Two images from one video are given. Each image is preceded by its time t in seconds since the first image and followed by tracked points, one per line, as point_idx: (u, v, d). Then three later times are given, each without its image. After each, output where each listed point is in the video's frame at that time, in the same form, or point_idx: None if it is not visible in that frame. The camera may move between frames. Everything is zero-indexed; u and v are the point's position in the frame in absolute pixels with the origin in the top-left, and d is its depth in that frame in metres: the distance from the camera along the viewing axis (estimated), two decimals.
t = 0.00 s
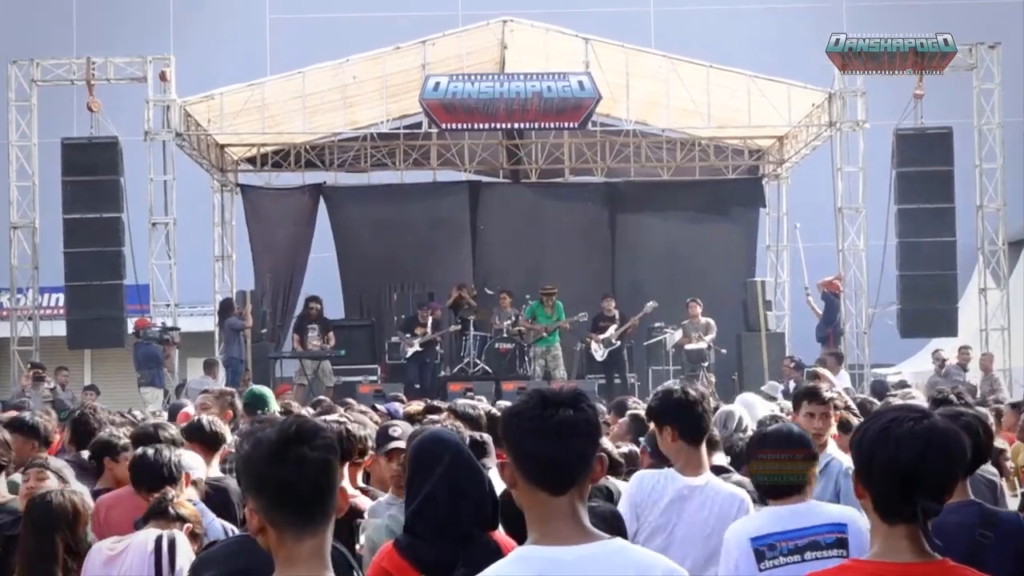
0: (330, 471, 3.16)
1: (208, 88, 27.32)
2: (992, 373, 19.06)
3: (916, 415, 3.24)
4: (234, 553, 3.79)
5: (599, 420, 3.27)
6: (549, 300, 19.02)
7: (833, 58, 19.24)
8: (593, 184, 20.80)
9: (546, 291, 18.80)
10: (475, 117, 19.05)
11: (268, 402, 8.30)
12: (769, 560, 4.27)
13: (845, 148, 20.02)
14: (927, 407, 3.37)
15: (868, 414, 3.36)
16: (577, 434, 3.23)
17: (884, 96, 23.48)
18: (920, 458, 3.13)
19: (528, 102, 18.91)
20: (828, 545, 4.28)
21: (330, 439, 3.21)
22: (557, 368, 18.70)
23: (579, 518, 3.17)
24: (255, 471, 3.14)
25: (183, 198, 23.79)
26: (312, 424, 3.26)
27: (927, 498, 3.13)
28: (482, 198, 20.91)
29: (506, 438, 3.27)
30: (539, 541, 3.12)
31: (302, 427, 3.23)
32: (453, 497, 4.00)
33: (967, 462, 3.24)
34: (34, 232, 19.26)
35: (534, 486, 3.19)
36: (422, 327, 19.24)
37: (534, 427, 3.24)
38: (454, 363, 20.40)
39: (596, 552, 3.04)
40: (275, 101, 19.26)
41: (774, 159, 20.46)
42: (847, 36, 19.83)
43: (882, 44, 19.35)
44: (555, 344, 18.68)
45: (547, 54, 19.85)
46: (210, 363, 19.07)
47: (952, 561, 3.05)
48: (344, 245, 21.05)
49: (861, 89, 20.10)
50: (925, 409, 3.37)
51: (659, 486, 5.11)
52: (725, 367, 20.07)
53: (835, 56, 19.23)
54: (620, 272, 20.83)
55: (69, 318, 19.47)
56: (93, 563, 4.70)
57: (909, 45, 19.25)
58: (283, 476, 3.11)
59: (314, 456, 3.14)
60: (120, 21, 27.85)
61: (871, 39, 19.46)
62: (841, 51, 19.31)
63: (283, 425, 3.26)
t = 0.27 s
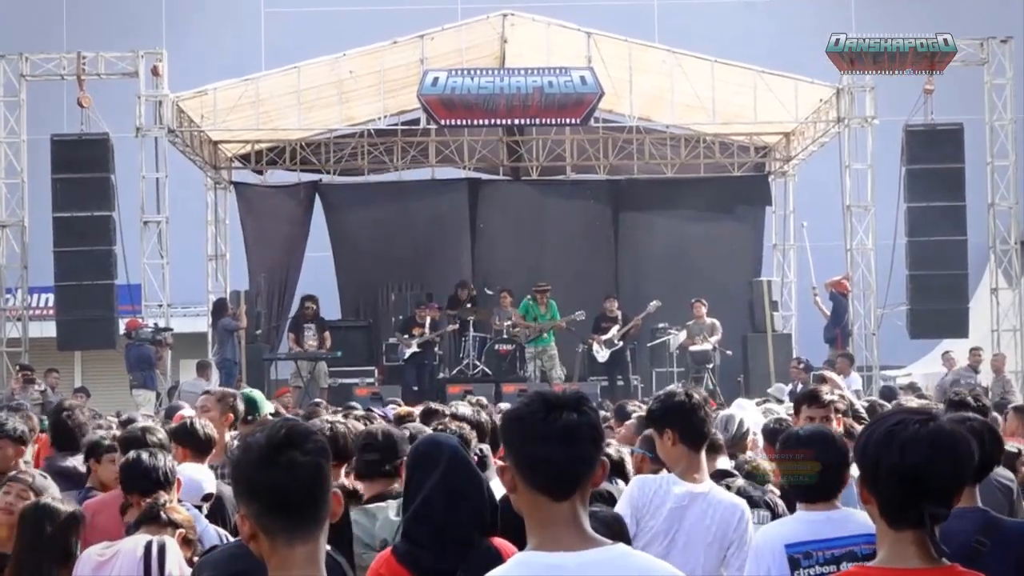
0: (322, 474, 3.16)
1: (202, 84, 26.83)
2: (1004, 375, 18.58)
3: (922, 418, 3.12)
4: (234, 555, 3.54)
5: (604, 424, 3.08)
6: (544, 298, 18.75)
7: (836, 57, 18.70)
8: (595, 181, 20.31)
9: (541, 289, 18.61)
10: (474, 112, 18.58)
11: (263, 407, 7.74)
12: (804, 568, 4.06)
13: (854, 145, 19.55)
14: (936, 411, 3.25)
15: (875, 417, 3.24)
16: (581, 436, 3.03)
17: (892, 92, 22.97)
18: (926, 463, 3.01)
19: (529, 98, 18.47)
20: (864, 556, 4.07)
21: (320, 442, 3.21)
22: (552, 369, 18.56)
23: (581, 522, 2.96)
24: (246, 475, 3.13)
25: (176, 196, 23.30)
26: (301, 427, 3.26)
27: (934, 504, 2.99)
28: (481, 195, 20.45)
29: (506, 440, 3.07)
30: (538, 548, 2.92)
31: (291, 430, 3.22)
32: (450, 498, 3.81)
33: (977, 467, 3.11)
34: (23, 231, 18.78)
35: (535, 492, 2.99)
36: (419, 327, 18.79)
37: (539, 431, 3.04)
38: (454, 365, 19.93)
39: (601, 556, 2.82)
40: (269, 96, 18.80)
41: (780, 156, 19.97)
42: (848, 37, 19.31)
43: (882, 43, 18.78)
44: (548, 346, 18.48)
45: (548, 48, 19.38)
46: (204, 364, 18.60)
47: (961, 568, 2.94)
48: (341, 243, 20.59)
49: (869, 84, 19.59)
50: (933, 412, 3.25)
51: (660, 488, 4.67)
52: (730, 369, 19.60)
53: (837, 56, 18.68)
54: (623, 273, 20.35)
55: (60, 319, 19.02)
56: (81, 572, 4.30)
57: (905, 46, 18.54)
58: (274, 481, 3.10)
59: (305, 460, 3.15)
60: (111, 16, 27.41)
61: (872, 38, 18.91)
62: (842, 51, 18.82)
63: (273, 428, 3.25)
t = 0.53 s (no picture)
0: (317, 477, 2.96)
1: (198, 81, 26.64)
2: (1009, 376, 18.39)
3: (925, 419, 3.02)
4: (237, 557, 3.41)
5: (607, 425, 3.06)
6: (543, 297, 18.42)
7: (834, 59, 18.49)
8: (596, 180, 20.10)
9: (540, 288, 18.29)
10: (474, 111, 18.40)
11: (263, 411, 7.25)
12: (810, 565, 3.92)
13: (857, 144, 19.37)
14: (940, 411, 3.16)
15: (877, 417, 3.15)
16: (585, 437, 3.02)
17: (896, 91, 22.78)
18: (928, 464, 2.91)
19: (529, 96, 18.29)
20: (870, 556, 3.95)
21: (315, 443, 3.01)
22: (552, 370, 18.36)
23: (582, 523, 2.95)
24: (237, 477, 2.95)
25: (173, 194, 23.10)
26: (297, 427, 3.07)
27: (936, 505, 2.90)
28: (481, 194, 20.25)
29: (507, 439, 3.05)
30: (538, 550, 2.91)
31: (286, 430, 3.03)
32: (450, 500, 3.78)
33: (979, 467, 3.03)
34: (18, 230, 18.58)
35: (536, 491, 2.97)
36: (418, 327, 18.60)
37: (542, 431, 3.03)
38: (453, 366, 19.73)
39: (601, 555, 2.81)
40: (267, 94, 18.62)
41: (783, 155, 19.79)
42: (848, 36, 19.06)
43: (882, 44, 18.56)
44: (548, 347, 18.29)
45: (549, 46, 19.19)
46: (201, 365, 18.39)
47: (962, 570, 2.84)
48: (340, 242, 20.37)
49: (873, 83, 19.40)
50: (936, 413, 3.16)
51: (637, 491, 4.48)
52: (733, 369, 19.41)
53: (835, 58, 18.47)
54: (625, 273, 20.14)
55: (56, 319, 18.83)
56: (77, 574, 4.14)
57: (906, 47, 18.39)
58: (266, 484, 2.92)
59: (299, 461, 2.95)
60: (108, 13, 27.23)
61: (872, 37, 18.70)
62: (844, 51, 18.52)
63: (268, 428, 3.06)
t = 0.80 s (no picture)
0: (315, 476, 2.99)
1: (198, 80, 26.66)
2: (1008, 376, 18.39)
3: (921, 418, 3.04)
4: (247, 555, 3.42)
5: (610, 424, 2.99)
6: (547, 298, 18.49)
7: (834, 59, 18.38)
8: (596, 180, 20.10)
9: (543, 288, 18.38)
10: (474, 110, 18.40)
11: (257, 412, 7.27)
12: (786, 567, 3.96)
13: (857, 143, 19.36)
14: (933, 410, 3.18)
15: (872, 418, 3.15)
16: (588, 437, 2.94)
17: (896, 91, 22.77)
18: (925, 464, 2.93)
19: (529, 95, 18.28)
20: (847, 563, 3.97)
21: (314, 442, 3.05)
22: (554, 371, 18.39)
23: (583, 524, 2.88)
24: (237, 477, 2.98)
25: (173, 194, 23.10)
26: (295, 428, 3.11)
27: (932, 506, 2.91)
28: (481, 194, 20.24)
29: (508, 437, 2.97)
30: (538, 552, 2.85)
31: (284, 430, 3.07)
32: (450, 497, 3.82)
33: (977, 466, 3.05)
34: (19, 229, 18.58)
35: (539, 490, 2.90)
36: (418, 327, 18.60)
37: (545, 430, 2.94)
38: (454, 366, 19.74)
39: (601, 559, 2.77)
40: (267, 94, 18.62)
41: (783, 154, 19.79)
42: (848, 36, 18.97)
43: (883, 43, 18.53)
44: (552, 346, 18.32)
45: (549, 45, 19.18)
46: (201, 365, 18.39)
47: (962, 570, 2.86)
48: (340, 242, 20.35)
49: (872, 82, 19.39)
50: (930, 412, 3.17)
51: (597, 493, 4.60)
52: (733, 369, 19.41)
53: (835, 58, 18.38)
54: (625, 273, 20.12)
55: (55, 319, 18.83)
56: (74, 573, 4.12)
57: (906, 46, 18.27)
58: (265, 482, 2.95)
59: (297, 461, 2.98)
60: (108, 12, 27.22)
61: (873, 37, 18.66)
62: (843, 51, 18.37)
63: (266, 430, 3.09)
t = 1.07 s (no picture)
0: (316, 477, 2.91)
1: (198, 80, 26.67)
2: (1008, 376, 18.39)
3: (920, 419, 3.05)
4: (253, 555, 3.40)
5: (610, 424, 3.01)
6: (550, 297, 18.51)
7: (833, 59, 18.36)
8: (597, 179, 20.09)
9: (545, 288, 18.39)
10: (473, 109, 18.39)
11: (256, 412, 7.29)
12: None
13: (857, 143, 19.37)
14: (932, 410, 3.19)
15: (873, 417, 3.17)
16: (588, 437, 2.96)
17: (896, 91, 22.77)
18: (925, 464, 2.94)
19: (529, 95, 18.26)
20: (823, 570, 4.03)
21: (314, 442, 2.97)
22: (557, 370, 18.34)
23: (583, 523, 2.90)
24: (236, 477, 2.90)
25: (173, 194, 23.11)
26: (295, 427, 3.02)
27: (932, 506, 2.93)
28: (481, 193, 20.22)
29: (508, 436, 2.98)
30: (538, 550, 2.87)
31: (284, 430, 2.99)
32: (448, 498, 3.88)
33: (976, 465, 3.06)
34: (19, 229, 18.59)
35: (539, 489, 2.91)
36: (419, 327, 18.60)
37: (545, 429, 2.95)
38: (454, 365, 19.73)
39: (602, 558, 2.79)
40: (266, 93, 18.61)
41: (783, 154, 19.76)
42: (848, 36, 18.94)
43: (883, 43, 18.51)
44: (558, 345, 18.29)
45: (549, 45, 19.16)
46: (201, 365, 18.38)
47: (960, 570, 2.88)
48: (341, 242, 20.33)
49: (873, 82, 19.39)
50: (929, 412, 3.19)
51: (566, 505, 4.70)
52: (733, 369, 19.41)
53: (834, 58, 18.36)
54: (625, 273, 20.11)
55: (55, 319, 18.84)
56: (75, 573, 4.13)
57: (907, 47, 18.35)
58: (265, 482, 2.87)
59: (298, 461, 2.90)
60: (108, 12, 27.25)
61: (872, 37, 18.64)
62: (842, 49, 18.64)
63: (266, 429, 3.01)
